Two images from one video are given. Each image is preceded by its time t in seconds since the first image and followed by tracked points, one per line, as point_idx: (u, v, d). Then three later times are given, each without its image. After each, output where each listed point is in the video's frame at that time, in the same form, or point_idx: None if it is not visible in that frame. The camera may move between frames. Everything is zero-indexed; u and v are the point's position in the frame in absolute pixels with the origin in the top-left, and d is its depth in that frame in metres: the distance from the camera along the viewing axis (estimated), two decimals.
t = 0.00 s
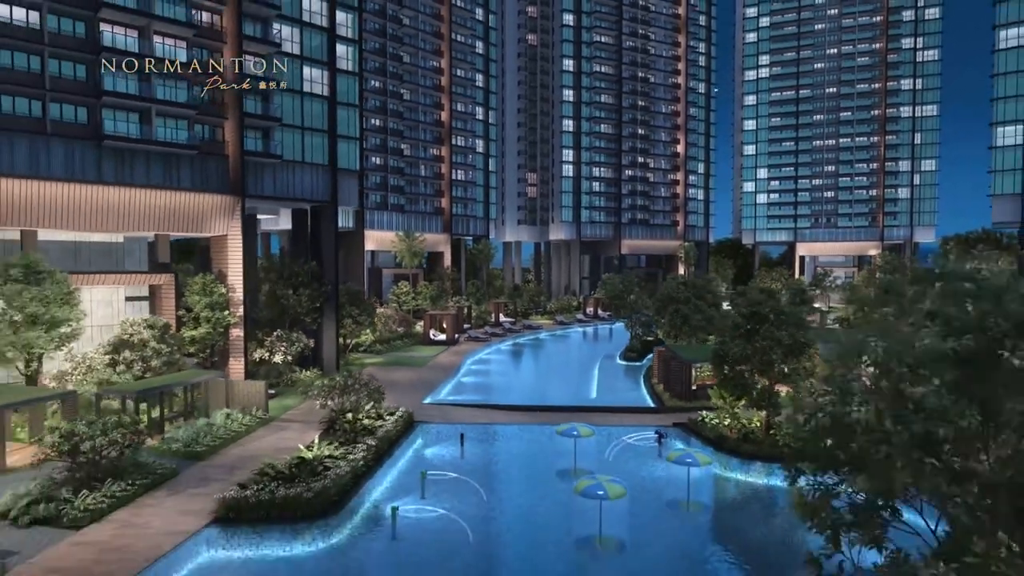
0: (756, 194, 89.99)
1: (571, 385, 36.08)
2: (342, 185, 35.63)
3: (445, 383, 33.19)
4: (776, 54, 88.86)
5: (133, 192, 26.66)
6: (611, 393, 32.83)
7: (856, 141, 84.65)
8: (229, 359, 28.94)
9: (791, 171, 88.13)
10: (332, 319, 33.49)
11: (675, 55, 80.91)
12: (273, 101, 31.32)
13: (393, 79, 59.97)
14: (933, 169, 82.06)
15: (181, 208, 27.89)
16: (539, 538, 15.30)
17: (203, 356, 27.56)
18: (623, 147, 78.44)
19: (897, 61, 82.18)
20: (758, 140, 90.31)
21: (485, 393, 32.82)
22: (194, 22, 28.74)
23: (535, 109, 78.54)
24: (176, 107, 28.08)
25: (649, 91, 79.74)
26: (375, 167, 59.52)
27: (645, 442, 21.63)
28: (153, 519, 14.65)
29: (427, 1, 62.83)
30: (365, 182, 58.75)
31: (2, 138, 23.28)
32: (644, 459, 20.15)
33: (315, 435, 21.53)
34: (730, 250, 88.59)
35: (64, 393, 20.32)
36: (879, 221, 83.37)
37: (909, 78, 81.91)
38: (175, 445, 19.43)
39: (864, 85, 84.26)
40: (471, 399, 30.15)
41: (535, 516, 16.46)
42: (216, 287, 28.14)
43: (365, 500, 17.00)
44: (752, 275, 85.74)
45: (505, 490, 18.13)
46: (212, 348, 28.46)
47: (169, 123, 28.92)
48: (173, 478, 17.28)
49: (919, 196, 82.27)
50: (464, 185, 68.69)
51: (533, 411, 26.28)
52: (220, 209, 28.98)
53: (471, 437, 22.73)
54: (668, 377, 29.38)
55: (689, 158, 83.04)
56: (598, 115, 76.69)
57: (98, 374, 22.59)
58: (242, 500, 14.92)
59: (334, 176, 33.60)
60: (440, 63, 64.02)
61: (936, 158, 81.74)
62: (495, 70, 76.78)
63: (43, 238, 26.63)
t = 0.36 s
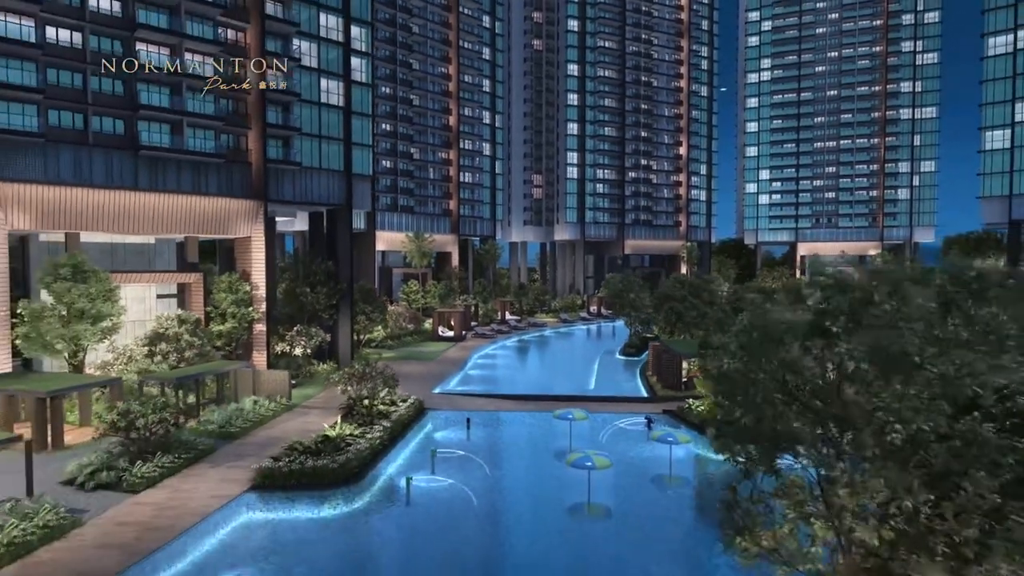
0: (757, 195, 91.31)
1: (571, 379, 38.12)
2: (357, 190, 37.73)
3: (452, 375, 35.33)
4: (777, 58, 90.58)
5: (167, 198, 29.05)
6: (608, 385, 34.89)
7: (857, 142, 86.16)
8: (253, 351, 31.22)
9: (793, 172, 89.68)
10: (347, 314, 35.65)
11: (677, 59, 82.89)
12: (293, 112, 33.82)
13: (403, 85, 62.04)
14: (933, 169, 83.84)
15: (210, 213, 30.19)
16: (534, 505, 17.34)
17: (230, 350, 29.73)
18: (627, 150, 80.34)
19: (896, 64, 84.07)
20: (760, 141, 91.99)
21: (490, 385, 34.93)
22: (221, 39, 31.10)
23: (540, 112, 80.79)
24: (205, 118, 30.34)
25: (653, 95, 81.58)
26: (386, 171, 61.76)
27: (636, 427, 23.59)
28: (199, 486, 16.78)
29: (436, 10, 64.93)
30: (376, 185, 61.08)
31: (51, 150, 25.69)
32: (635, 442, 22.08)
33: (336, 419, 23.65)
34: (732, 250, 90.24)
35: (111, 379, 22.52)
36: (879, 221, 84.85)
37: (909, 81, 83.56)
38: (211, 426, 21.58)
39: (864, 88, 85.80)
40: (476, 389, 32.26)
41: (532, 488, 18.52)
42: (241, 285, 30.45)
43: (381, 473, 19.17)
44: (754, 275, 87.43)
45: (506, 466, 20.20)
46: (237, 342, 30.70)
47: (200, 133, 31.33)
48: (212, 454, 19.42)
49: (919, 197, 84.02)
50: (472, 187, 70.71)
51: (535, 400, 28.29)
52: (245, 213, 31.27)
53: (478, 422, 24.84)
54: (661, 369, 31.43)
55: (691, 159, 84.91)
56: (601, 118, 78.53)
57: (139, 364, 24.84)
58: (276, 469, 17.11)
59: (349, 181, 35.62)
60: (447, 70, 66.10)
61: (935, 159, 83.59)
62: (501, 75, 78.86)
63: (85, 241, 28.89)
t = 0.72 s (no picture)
0: (763, 196, 92.86)
1: (572, 374, 39.96)
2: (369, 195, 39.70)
3: (460, 369, 37.33)
4: (782, 60, 91.88)
5: (193, 202, 31.10)
6: (608, 380, 36.69)
7: (861, 143, 87.15)
8: (273, 345, 33.18)
9: (798, 172, 90.82)
10: (360, 310, 37.69)
11: (683, 62, 84.34)
12: (310, 120, 35.92)
13: (413, 90, 64.01)
14: (938, 169, 83.92)
15: (233, 215, 32.27)
16: (530, 482, 19.16)
17: (252, 344, 31.78)
18: (632, 151, 81.99)
19: (901, 65, 84.80)
20: (766, 142, 93.27)
21: (495, 378, 36.93)
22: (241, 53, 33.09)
23: (548, 114, 82.66)
24: (230, 127, 32.49)
25: (658, 97, 83.18)
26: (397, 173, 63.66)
27: (629, 415, 25.31)
28: (229, 463, 18.69)
29: (445, 17, 66.99)
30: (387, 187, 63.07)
31: (88, 157, 27.55)
32: (627, 428, 23.78)
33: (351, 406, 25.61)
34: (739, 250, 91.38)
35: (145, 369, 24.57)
36: (883, 221, 85.68)
37: (913, 81, 84.07)
38: (238, 411, 23.60)
39: (869, 89, 86.77)
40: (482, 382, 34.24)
41: (529, 467, 20.35)
42: (262, 283, 32.50)
43: (392, 454, 21.08)
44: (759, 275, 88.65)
45: (505, 448, 22.03)
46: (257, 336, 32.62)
47: (224, 141, 32.93)
48: (239, 435, 21.40)
49: (924, 196, 84.30)
50: (480, 189, 72.43)
51: (537, 391, 30.12)
52: (265, 215, 33.33)
53: (482, 410, 26.67)
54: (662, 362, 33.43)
55: (697, 161, 86.34)
56: (607, 121, 80.14)
57: (170, 355, 26.89)
58: (298, 448, 19.05)
59: (362, 184, 37.56)
60: (457, 75, 68.05)
61: (940, 159, 83.72)
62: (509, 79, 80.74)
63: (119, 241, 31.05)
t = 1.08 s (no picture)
0: (773, 195, 93.14)
1: (577, 371, 41.41)
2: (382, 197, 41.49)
3: (468, 364, 39.00)
4: (793, 60, 92.49)
5: (215, 205, 32.99)
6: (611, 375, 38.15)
7: (872, 142, 87.42)
8: (290, 339, 34.97)
9: (808, 172, 91.31)
10: (373, 307, 39.48)
11: (692, 63, 85.20)
12: (325, 126, 37.80)
13: (426, 93, 65.64)
14: (949, 169, 83.61)
15: (253, 217, 34.13)
16: (527, 466, 20.67)
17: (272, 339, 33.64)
18: (642, 152, 83.06)
19: (912, 64, 84.79)
20: (776, 142, 94.15)
21: (502, 373, 38.58)
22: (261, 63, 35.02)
23: (558, 115, 84.00)
24: (251, 135, 34.41)
25: (668, 98, 84.20)
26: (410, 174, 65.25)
27: (624, 406, 26.67)
28: (252, 444, 20.49)
29: (457, 22, 68.70)
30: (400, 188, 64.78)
31: (120, 163, 29.52)
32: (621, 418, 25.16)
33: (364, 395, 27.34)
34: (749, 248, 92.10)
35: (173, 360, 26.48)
36: (893, 220, 85.83)
37: (924, 81, 84.20)
38: (259, 399, 25.41)
39: (879, 89, 86.97)
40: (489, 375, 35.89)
41: (526, 452, 21.88)
42: (280, 282, 34.38)
43: (400, 439, 22.73)
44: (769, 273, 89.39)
45: (506, 435, 23.57)
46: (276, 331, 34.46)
47: (245, 147, 34.81)
48: (260, 421, 23.17)
49: (935, 195, 84.12)
50: (491, 189, 73.87)
51: (540, 384, 31.65)
52: (284, 217, 35.21)
53: (486, 401, 28.24)
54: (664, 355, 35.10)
55: (706, 160, 87.23)
56: (617, 121, 81.20)
57: (195, 348, 28.81)
58: (313, 431, 20.83)
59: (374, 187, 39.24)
60: (468, 78, 69.70)
61: (951, 159, 83.37)
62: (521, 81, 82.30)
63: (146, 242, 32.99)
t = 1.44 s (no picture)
0: (791, 194, 93.82)
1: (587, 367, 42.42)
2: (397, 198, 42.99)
3: (480, 358, 40.27)
4: (811, 57, 92.52)
5: (238, 206, 34.75)
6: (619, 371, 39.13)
7: (892, 140, 86.52)
8: (308, 335, 36.60)
9: (827, 170, 90.86)
10: (388, 304, 40.99)
11: (709, 62, 85.35)
12: (342, 131, 38.87)
13: (443, 95, 66.99)
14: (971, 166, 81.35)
15: (274, 218, 35.82)
16: (526, 453, 21.88)
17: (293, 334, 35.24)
18: (657, 151, 83.54)
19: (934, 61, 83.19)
20: (794, 140, 94.09)
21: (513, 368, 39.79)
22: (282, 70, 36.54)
23: (575, 115, 84.96)
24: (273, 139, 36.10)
25: (684, 98, 84.36)
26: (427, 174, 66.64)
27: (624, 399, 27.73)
28: (268, 431, 21.96)
29: (474, 25, 70.13)
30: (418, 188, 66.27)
31: (149, 168, 31.79)
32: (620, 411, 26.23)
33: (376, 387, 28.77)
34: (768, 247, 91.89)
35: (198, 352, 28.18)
36: (914, 219, 84.48)
37: (947, 77, 81.26)
38: (278, 390, 26.92)
39: (900, 86, 86.01)
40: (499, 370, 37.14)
41: (526, 441, 23.12)
42: (299, 279, 35.98)
43: (408, 428, 24.06)
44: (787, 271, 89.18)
45: (508, 426, 24.82)
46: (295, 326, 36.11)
47: (266, 150, 36.33)
48: (277, 410, 24.65)
49: (956, 193, 81.77)
50: (507, 189, 74.72)
51: (546, 378, 32.75)
52: (303, 218, 36.82)
53: (493, 394, 29.49)
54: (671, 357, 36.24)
55: (723, 159, 87.32)
56: (633, 121, 81.76)
57: (219, 341, 30.48)
58: (326, 419, 22.30)
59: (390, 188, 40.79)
60: (484, 80, 71.04)
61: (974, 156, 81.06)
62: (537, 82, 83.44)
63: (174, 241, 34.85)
